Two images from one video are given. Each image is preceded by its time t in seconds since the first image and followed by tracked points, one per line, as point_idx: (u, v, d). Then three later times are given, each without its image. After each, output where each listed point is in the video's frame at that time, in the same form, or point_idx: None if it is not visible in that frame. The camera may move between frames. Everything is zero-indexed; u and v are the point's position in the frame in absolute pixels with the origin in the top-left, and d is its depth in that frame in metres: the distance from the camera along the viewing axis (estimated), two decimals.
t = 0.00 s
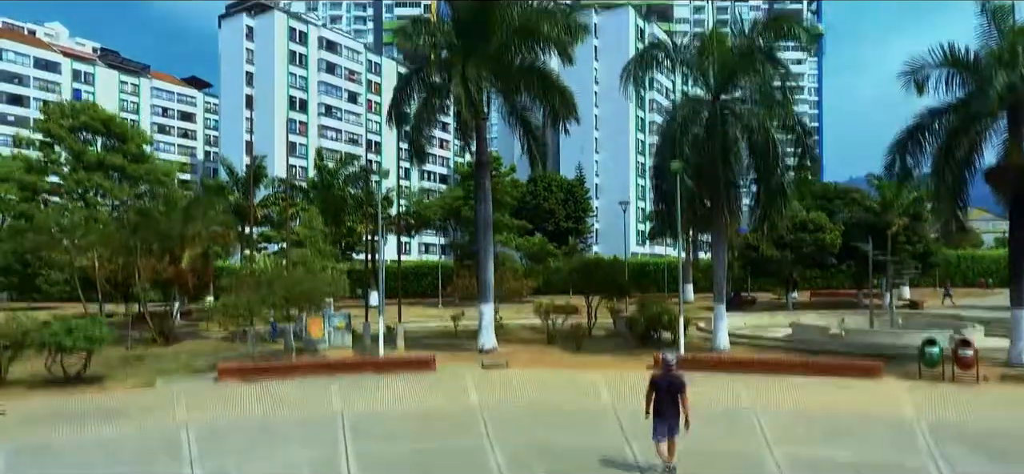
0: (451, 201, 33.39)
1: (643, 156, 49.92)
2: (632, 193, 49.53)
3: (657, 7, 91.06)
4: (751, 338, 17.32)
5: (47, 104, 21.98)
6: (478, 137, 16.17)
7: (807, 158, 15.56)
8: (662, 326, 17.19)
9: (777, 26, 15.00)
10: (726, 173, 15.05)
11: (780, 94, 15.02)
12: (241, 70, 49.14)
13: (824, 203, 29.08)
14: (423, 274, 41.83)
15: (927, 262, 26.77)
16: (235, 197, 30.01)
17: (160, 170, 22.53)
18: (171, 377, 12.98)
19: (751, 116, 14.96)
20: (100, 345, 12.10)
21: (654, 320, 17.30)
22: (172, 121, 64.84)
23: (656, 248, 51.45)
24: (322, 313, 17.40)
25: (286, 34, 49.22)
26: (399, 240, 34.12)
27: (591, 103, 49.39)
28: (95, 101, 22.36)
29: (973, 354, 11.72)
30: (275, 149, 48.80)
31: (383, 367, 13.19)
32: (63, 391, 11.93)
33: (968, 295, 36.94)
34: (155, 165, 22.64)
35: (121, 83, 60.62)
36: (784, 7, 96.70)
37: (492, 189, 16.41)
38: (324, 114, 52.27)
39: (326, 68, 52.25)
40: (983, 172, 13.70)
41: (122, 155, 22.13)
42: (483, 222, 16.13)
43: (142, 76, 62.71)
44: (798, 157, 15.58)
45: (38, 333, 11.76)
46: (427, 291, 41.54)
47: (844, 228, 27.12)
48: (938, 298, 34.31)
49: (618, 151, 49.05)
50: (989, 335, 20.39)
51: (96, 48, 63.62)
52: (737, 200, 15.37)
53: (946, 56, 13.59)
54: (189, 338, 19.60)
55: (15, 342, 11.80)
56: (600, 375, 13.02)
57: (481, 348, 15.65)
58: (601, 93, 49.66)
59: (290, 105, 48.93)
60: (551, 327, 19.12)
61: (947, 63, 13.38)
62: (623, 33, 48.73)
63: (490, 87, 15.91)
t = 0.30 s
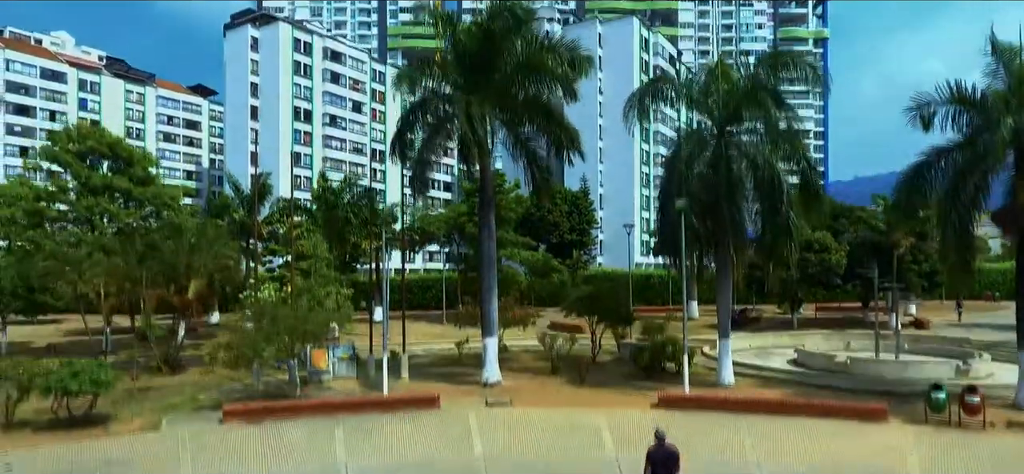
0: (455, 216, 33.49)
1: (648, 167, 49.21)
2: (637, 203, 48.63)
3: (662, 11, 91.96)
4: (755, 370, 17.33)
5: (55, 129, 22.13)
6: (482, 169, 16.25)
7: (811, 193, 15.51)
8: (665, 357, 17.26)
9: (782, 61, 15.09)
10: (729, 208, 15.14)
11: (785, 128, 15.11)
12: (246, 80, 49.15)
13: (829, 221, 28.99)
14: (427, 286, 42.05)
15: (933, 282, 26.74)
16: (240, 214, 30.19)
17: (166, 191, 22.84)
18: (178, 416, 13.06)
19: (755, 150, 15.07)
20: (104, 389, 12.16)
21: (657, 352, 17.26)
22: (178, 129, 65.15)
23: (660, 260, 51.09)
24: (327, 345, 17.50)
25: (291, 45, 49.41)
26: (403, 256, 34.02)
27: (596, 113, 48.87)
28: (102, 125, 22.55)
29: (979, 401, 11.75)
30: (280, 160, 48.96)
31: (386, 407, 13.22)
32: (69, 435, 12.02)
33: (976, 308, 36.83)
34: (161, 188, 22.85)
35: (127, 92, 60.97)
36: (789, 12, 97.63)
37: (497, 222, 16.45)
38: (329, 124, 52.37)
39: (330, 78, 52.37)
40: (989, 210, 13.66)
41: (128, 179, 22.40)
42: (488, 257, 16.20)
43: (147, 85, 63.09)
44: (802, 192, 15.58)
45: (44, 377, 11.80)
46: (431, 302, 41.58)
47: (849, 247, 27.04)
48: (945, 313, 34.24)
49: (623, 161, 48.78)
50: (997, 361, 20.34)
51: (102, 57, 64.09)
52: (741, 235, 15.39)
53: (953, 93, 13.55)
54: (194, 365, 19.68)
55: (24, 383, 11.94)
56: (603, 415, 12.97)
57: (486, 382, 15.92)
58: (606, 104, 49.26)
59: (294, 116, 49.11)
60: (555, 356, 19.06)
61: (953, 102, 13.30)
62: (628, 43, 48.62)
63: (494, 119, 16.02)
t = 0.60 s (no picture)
0: (458, 231, 33.51)
1: (652, 177, 49.03)
2: (641, 215, 48.52)
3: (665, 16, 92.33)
4: (760, 401, 17.23)
5: (60, 153, 22.23)
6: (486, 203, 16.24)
7: (816, 225, 15.51)
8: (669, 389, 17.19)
9: (787, 94, 15.04)
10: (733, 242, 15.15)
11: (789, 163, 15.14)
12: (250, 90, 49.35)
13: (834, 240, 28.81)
14: (430, 298, 41.98)
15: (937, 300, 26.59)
16: (244, 231, 30.30)
17: (171, 212, 22.80)
18: (181, 454, 13.12)
19: (759, 183, 15.03)
20: (108, 430, 12.26)
21: (660, 383, 17.18)
22: (182, 137, 65.37)
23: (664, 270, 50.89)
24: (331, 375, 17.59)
25: (295, 55, 49.54)
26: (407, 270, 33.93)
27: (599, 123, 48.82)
28: (106, 148, 22.60)
29: (984, 447, 11.79)
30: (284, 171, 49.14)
31: (388, 446, 13.23)
32: None
33: (985, 323, 36.45)
34: (167, 209, 22.86)
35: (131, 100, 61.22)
36: (794, 16, 96.21)
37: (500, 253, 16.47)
38: (332, 134, 52.47)
39: (334, 87, 52.45)
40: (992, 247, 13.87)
41: (132, 201, 22.39)
42: (490, 289, 16.22)
43: (152, 94, 63.38)
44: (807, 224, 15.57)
45: (50, 420, 11.92)
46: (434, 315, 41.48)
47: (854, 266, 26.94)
48: (952, 329, 33.95)
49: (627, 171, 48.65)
50: (1003, 387, 20.21)
51: (108, 65, 64.60)
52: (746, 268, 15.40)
53: (958, 132, 13.88)
54: (198, 391, 19.74)
55: (30, 424, 12.06)
56: (606, 454, 12.95)
57: (487, 414, 15.98)
58: (609, 114, 49.22)
59: (298, 126, 49.23)
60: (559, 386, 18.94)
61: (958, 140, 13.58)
62: (631, 53, 48.59)
63: (498, 151, 16.15)
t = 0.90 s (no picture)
0: (462, 246, 33.68)
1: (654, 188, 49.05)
2: (644, 226, 48.54)
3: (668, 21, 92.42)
4: (763, 434, 17.23)
5: (66, 178, 22.41)
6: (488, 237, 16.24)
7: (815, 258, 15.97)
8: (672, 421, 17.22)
9: (784, 133, 15.46)
10: (737, 278, 15.35)
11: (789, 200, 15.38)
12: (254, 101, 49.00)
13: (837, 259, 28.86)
14: (433, 311, 42.06)
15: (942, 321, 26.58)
16: (248, 248, 30.54)
17: (176, 236, 22.71)
18: None
19: (762, 221, 15.20)
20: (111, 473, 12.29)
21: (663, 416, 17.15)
22: (187, 145, 65.54)
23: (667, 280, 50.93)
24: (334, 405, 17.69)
25: (298, 66, 49.68)
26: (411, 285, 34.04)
27: (601, 135, 48.94)
28: (110, 171, 22.69)
29: None
30: (288, 181, 49.32)
31: None
32: None
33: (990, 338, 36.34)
34: (171, 230, 22.86)
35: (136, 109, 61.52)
36: (798, 22, 96.82)
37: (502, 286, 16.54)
38: (336, 144, 52.59)
39: (338, 98, 52.60)
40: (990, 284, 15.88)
41: (136, 225, 22.47)
42: (494, 323, 16.33)
43: (156, 102, 63.67)
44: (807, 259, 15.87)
45: (54, 465, 11.97)
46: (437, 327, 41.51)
47: (857, 287, 27.03)
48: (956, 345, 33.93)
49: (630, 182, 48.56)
50: (1006, 414, 20.24)
51: (112, 74, 65.53)
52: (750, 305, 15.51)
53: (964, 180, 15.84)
54: (203, 417, 19.85)
55: (34, 468, 12.14)
56: None
57: (490, 448, 15.99)
58: (613, 124, 49.15)
59: (302, 137, 49.39)
60: (561, 416, 18.97)
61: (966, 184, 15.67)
62: (634, 64, 48.40)
63: (500, 186, 16.27)
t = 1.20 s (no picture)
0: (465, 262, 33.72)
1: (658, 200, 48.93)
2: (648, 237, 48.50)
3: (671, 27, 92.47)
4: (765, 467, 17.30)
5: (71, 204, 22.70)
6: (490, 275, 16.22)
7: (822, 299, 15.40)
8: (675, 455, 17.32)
9: (782, 170, 15.68)
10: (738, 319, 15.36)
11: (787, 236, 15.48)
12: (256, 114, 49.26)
13: (840, 279, 28.82)
14: (436, 325, 42.07)
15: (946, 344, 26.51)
16: (252, 266, 30.67)
17: (180, 262, 22.80)
18: None
19: (762, 258, 15.24)
20: None
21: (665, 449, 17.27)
22: (191, 154, 65.75)
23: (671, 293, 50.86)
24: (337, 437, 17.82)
25: (302, 77, 49.84)
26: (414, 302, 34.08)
27: (604, 147, 48.98)
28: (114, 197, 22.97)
29: None
30: (291, 193, 49.43)
31: None
32: None
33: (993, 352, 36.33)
34: (175, 255, 22.95)
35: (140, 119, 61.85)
36: (801, 26, 96.71)
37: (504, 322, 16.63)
38: (339, 155, 52.75)
39: (341, 109, 52.77)
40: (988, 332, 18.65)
41: (141, 251, 22.65)
42: (495, 359, 16.33)
43: (160, 111, 63.97)
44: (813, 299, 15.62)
45: None
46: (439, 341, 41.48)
47: (860, 310, 27.03)
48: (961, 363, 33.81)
49: (633, 194, 48.53)
50: (1007, 443, 20.42)
51: (116, 82, 66.02)
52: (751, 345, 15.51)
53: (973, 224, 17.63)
54: (206, 446, 19.99)
55: None
56: None
57: None
58: (616, 136, 49.19)
59: (305, 149, 49.51)
60: (564, 446, 19.05)
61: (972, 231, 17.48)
62: (637, 75, 48.47)
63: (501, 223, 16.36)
